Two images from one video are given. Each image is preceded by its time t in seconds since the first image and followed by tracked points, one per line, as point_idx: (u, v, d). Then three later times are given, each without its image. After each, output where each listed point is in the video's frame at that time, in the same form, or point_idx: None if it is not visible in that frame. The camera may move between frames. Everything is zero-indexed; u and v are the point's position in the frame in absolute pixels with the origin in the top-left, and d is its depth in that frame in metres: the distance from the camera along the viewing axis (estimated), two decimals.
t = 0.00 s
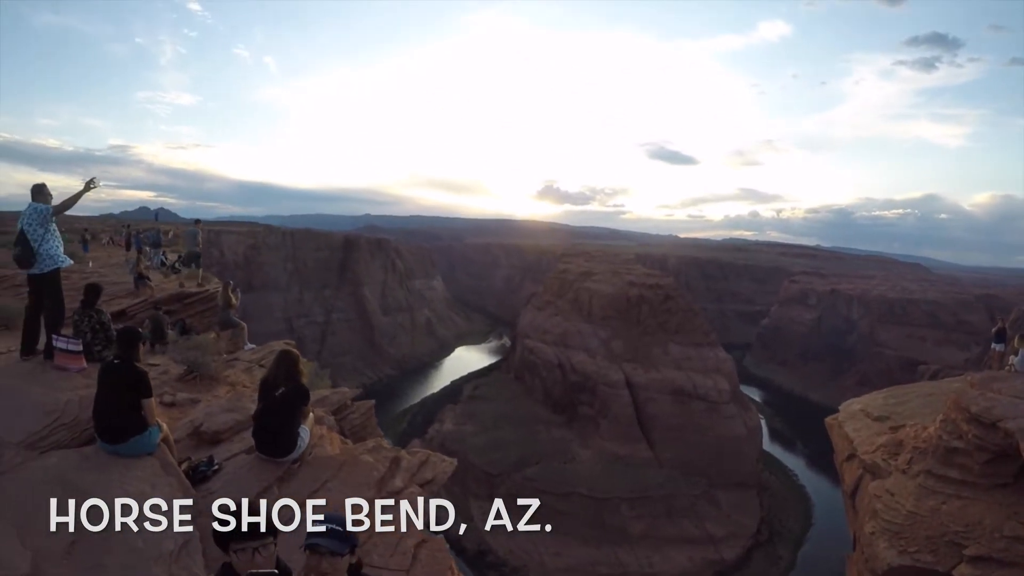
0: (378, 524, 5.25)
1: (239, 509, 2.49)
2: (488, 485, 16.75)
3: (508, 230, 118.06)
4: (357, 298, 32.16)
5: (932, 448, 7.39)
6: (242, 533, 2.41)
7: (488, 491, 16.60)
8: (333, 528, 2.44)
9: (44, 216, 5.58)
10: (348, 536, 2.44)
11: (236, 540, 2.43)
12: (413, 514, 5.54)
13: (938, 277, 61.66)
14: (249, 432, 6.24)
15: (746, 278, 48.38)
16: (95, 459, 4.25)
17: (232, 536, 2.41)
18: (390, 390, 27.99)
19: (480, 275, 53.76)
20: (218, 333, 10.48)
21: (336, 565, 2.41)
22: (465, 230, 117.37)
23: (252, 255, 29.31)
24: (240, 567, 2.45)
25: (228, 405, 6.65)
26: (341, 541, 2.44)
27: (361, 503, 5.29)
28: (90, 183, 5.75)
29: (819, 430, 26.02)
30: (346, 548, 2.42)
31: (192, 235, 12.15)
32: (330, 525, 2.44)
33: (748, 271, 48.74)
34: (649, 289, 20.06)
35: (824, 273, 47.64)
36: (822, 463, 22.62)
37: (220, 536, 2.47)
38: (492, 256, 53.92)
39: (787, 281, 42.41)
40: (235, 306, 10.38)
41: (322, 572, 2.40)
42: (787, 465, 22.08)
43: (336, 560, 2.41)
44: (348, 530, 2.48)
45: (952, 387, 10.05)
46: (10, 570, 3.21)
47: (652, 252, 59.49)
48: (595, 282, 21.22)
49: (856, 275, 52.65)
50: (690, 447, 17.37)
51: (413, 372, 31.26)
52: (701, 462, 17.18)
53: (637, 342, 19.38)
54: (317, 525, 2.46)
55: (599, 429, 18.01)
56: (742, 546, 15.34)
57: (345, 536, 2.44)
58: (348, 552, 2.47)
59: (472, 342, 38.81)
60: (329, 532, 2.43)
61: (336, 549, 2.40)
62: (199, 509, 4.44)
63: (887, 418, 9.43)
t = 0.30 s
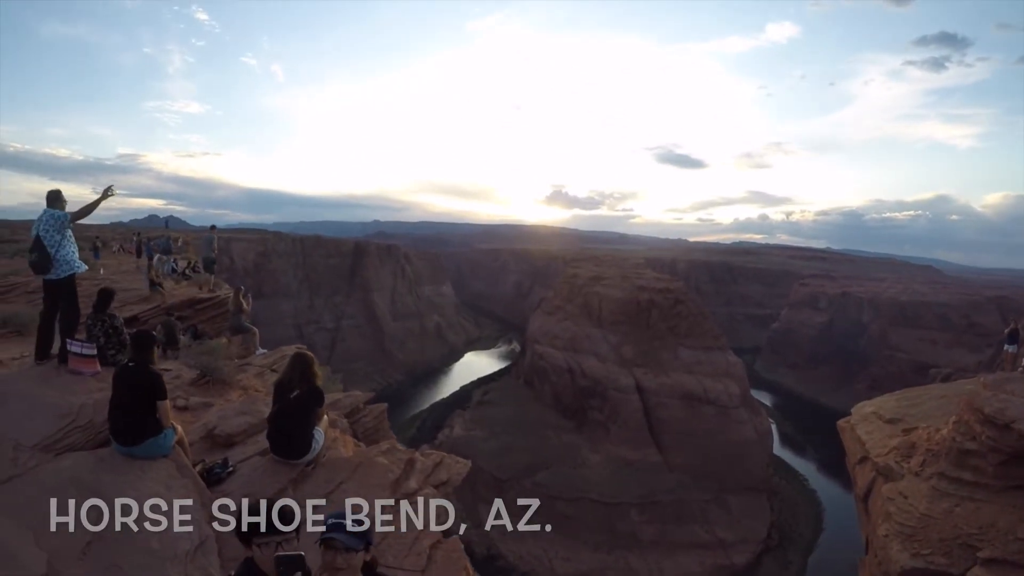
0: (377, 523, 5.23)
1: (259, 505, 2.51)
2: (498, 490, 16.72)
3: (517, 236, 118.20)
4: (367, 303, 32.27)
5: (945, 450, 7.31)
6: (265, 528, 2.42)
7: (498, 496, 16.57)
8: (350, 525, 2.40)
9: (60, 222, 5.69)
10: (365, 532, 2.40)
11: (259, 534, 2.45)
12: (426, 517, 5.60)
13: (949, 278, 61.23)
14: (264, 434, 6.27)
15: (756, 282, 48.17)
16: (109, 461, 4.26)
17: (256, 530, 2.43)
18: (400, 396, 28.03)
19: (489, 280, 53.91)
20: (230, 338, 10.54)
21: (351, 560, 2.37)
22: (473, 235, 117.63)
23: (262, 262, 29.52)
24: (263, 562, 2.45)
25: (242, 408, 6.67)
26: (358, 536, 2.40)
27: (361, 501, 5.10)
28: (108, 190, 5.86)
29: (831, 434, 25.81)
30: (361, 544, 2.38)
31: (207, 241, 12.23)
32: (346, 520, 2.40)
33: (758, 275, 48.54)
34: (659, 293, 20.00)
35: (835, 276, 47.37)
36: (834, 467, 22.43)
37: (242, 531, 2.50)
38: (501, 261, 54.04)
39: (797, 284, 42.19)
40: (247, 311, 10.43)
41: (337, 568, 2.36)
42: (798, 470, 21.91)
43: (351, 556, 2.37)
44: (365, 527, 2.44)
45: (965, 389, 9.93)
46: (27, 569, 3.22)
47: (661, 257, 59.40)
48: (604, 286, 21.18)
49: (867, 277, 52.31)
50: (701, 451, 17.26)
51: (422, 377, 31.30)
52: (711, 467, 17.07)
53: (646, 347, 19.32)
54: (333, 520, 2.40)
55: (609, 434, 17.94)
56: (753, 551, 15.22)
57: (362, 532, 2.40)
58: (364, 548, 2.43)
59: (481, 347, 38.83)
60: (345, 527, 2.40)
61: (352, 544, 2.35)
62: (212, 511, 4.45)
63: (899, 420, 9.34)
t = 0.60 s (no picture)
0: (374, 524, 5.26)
1: (262, 504, 2.43)
2: (500, 491, 16.72)
3: (517, 236, 118.20)
4: (366, 306, 32.26)
5: (948, 442, 7.32)
6: (273, 526, 2.36)
7: (500, 496, 16.57)
8: (355, 522, 2.37)
9: (65, 227, 5.70)
10: (373, 531, 2.38)
11: (267, 534, 2.38)
12: (432, 517, 5.68)
13: (948, 273, 61.34)
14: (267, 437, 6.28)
15: (755, 279, 48.19)
16: (114, 466, 4.27)
17: (262, 532, 2.37)
18: (401, 398, 27.99)
19: (488, 281, 53.95)
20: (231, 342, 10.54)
21: (361, 559, 2.34)
22: (472, 236, 117.64)
23: (261, 266, 29.55)
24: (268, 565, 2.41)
25: (245, 411, 6.68)
26: (366, 533, 2.36)
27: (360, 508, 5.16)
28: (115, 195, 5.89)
29: (833, 430, 25.79)
30: (370, 542, 2.35)
31: (209, 245, 12.23)
32: (355, 520, 2.37)
33: (757, 272, 48.57)
34: (658, 292, 20.02)
35: (834, 273, 47.40)
36: (836, 463, 22.43)
37: (245, 530, 2.41)
38: (500, 262, 54.11)
39: (797, 280, 42.22)
40: (248, 315, 10.45)
41: (346, 567, 2.33)
42: (801, 466, 21.90)
43: (361, 555, 2.34)
44: (372, 524, 2.41)
45: (965, 381, 9.94)
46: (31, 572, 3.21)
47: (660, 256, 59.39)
48: (604, 286, 21.19)
49: (866, 272, 52.35)
50: (702, 449, 17.25)
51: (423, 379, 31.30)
52: (713, 464, 17.08)
53: (646, 345, 19.34)
54: (342, 519, 2.38)
55: (610, 433, 17.92)
56: (756, 547, 15.23)
57: (370, 530, 2.37)
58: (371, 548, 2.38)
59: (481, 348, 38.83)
60: (355, 526, 2.36)
61: (362, 542, 2.32)
62: (215, 515, 4.46)
63: (901, 414, 9.33)
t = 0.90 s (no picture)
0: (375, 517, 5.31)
1: (260, 498, 2.44)
2: (495, 487, 16.74)
3: (508, 232, 118.19)
4: (359, 304, 32.20)
5: (940, 429, 7.40)
6: (270, 522, 2.37)
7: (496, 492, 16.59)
8: (354, 516, 2.37)
9: (59, 227, 5.62)
10: (371, 524, 2.38)
11: (264, 528, 2.39)
12: (431, 510, 5.73)
13: (937, 263, 61.93)
14: (264, 436, 6.25)
15: (747, 272, 48.45)
16: (110, 467, 4.26)
17: (262, 526, 2.38)
18: (395, 395, 27.93)
19: (479, 277, 53.91)
20: (224, 342, 10.50)
21: (360, 553, 2.35)
22: (463, 233, 117.50)
23: (252, 266, 29.44)
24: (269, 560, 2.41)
25: (240, 410, 6.65)
26: (364, 527, 2.36)
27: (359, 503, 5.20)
28: (109, 196, 5.87)
29: (825, 420, 25.98)
30: (368, 534, 2.36)
31: (201, 246, 12.19)
32: (353, 514, 2.37)
33: (748, 265, 48.84)
34: (650, 285, 20.10)
35: (825, 264, 47.70)
36: (829, 452, 22.60)
37: (244, 525, 2.43)
38: (491, 258, 54.12)
39: (788, 272, 42.44)
40: (240, 315, 10.42)
41: (346, 560, 2.34)
42: (794, 456, 22.06)
43: (359, 548, 2.35)
44: (370, 516, 2.41)
45: (956, 368, 10.03)
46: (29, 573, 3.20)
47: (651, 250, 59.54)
48: (595, 280, 21.23)
49: (855, 264, 52.79)
50: (696, 441, 17.35)
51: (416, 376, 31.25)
52: (707, 456, 17.18)
53: (639, 339, 19.42)
54: (340, 512, 2.39)
55: (605, 427, 17.97)
56: (752, 538, 15.33)
57: (368, 522, 2.37)
58: (370, 541, 2.39)
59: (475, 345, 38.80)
60: (352, 520, 2.36)
61: (360, 535, 2.33)
62: (213, 513, 4.47)
63: (893, 401, 9.42)
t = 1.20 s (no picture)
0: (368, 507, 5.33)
1: (253, 483, 2.42)
2: (483, 479, 16.76)
3: (494, 225, 118.07)
4: (345, 298, 32.05)
5: (926, 415, 7.50)
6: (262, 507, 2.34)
7: (484, 485, 16.61)
8: (342, 501, 2.34)
9: (48, 221, 5.56)
10: (359, 509, 2.34)
11: (256, 513, 2.36)
12: (421, 499, 5.76)
13: (921, 252, 62.63)
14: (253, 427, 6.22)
15: (732, 263, 48.74)
16: (97, 460, 4.21)
17: (254, 511, 2.35)
18: (383, 390, 27.86)
19: (464, 269, 53.84)
20: (211, 337, 10.39)
21: (347, 537, 2.32)
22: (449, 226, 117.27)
23: (236, 262, 29.23)
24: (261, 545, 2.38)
25: (228, 403, 6.61)
26: (353, 512, 2.32)
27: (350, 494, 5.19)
28: (96, 190, 5.80)
29: (810, 409, 26.25)
30: (356, 520, 2.32)
31: (187, 241, 12.05)
32: (340, 499, 2.34)
33: (734, 256, 49.13)
34: (636, 276, 20.16)
35: (809, 254, 48.06)
36: (815, 441, 22.86)
37: (236, 512, 2.40)
38: (477, 250, 54.02)
39: (773, 262, 42.74)
40: (226, 309, 10.31)
41: (333, 545, 2.31)
42: (780, 445, 22.29)
43: (346, 533, 2.32)
44: (359, 501, 2.38)
45: (941, 355, 10.14)
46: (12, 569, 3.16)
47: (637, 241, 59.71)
48: (581, 272, 21.25)
49: (840, 253, 53.21)
50: (683, 431, 17.48)
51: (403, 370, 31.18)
52: (694, 446, 17.31)
53: (625, 330, 19.50)
54: (328, 497, 2.36)
55: (592, 419, 18.04)
56: (739, 527, 15.50)
57: (357, 508, 2.33)
58: (359, 526, 2.36)
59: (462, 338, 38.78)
60: (339, 504, 2.33)
61: (346, 521, 2.30)
62: (203, 506, 4.44)
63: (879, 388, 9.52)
